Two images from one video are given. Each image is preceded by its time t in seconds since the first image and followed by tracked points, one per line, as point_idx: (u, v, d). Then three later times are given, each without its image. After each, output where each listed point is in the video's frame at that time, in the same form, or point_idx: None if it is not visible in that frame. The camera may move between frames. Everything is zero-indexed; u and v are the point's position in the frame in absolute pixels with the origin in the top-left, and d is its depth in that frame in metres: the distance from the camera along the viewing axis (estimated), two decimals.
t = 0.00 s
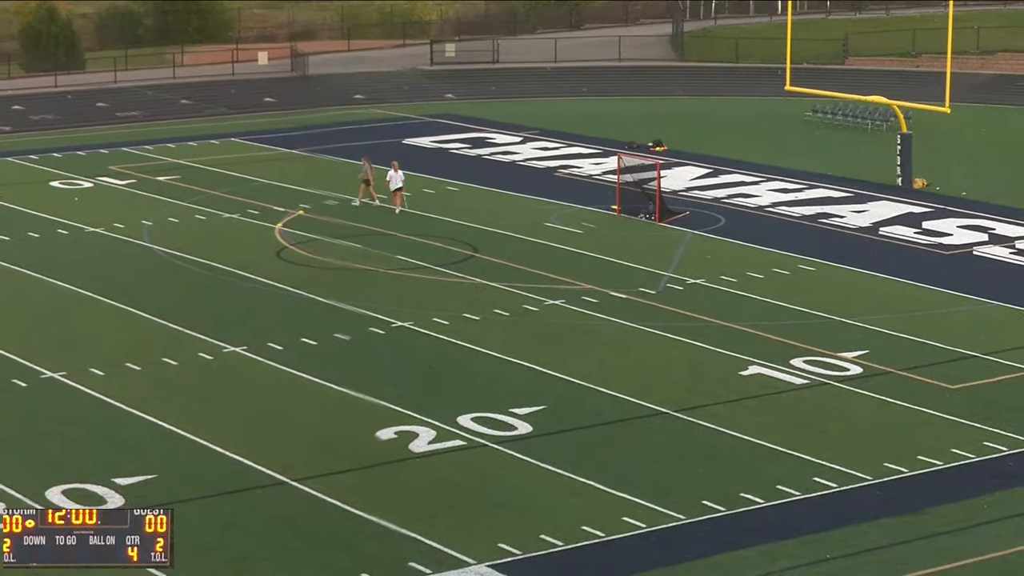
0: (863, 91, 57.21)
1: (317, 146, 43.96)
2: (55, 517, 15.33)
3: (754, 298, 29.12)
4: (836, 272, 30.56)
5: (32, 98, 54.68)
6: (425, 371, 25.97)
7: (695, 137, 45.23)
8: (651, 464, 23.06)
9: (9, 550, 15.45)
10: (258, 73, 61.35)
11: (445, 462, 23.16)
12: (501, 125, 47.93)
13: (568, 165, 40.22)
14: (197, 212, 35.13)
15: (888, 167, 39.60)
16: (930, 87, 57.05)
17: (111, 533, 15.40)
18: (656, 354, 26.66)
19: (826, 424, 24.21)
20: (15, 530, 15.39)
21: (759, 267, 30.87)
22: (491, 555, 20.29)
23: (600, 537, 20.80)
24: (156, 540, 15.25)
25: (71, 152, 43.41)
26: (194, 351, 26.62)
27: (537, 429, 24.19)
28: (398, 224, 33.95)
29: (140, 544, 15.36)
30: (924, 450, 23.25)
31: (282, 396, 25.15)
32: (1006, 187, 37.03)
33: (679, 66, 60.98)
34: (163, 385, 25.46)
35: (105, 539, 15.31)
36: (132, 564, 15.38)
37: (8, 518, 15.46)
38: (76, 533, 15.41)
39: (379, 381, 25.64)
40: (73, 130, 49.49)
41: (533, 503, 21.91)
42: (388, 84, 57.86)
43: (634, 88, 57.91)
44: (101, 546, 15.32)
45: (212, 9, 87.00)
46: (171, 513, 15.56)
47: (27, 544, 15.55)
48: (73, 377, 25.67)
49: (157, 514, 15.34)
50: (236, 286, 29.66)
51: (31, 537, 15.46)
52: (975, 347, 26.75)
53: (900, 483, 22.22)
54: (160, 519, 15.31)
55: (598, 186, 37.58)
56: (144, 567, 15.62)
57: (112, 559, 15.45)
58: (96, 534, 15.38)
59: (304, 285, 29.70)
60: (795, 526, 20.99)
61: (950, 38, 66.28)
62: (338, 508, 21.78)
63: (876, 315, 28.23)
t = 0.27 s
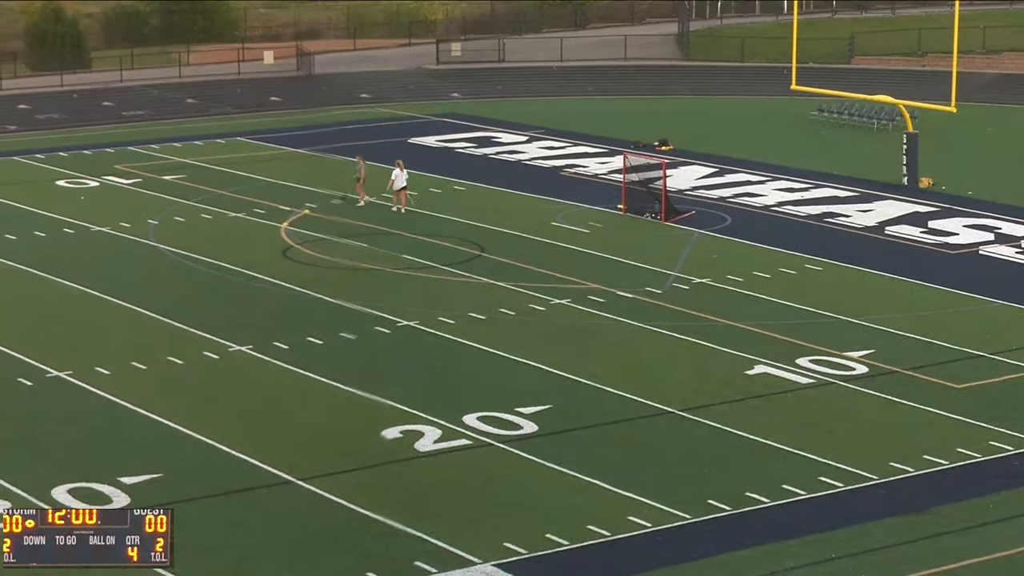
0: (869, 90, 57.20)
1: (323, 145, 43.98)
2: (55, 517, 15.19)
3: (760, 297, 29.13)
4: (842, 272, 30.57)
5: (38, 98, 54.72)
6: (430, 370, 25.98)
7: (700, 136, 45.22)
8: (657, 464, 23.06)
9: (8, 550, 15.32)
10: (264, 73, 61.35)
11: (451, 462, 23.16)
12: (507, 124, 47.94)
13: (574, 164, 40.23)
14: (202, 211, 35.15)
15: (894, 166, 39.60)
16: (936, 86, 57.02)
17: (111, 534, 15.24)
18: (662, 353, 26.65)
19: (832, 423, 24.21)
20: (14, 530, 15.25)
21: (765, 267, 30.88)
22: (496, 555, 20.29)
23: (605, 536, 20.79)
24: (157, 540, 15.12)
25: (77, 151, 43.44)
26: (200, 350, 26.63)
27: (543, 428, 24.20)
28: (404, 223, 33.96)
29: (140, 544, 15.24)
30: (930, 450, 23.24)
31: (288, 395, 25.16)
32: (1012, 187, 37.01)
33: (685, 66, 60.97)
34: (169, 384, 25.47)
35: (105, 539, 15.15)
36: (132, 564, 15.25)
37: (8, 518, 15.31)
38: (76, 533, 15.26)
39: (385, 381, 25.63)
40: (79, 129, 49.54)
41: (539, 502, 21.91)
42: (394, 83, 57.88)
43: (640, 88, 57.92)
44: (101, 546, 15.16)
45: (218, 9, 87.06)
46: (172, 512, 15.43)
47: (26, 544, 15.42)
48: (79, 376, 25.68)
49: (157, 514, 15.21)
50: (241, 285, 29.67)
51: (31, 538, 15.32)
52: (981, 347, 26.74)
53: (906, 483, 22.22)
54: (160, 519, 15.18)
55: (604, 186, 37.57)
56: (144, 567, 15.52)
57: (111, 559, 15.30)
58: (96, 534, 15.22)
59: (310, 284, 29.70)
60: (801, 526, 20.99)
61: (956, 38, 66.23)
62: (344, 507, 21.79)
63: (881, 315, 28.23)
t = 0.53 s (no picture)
0: (877, 88, 57.18)
1: (331, 143, 44.01)
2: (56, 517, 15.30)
3: (769, 296, 29.13)
4: (851, 271, 30.56)
5: (46, 97, 54.80)
6: (439, 369, 26.00)
7: (708, 135, 45.20)
8: (666, 463, 23.07)
9: (8, 550, 15.43)
10: (273, 71, 61.39)
11: (459, 460, 23.18)
12: (516, 123, 47.95)
13: (583, 163, 40.24)
14: (211, 209, 35.18)
15: (903, 166, 39.59)
16: (944, 85, 57.00)
17: (111, 534, 15.42)
18: (671, 352, 26.66)
19: (840, 422, 24.21)
20: (14, 529, 15.36)
21: (773, 266, 30.88)
22: (504, 553, 20.29)
23: (613, 535, 20.80)
24: (157, 540, 15.27)
25: (85, 149, 43.49)
26: (208, 348, 26.64)
27: (551, 427, 24.20)
28: (413, 221, 33.98)
29: (140, 544, 15.39)
30: (939, 449, 23.23)
31: (297, 394, 25.17)
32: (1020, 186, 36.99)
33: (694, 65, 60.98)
34: (177, 382, 25.48)
35: (105, 539, 15.33)
36: (131, 564, 15.42)
37: (8, 518, 15.40)
38: (76, 533, 15.42)
39: (393, 379, 25.65)
40: (88, 127, 49.60)
41: (547, 501, 21.92)
42: (402, 82, 57.92)
43: (648, 86, 57.93)
44: (101, 546, 15.34)
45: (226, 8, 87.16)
46: (171, 512, 15.58)
47: (26, 543, 15.52)
48: (87, 374, 25.70)
49: (157, 514, 15.36)
50: (249, 284, 29.68)
51: (31, 538, 15.42)
52: (990, 346, 26.73)
53: (915, 482, 22.22)
54: (160, 519, 15.32)
55: (612, 184, 37.59)
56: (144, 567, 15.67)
57: (111, 559, 15.48)
58: (96, 534, 15.40)
59: (319, 283, 29.72)
60: (809, 525, 20.99)
61: (965, 37, 66.19)
62: (352, 506, 21.80)
63: (890, 314, 28.22)
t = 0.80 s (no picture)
0: (888, 87, 57.12)
1: (342, 142, 44.02)
2: (56, 517, 15.52)
3: (780, 295, 29.11)
4: (861, 269, 30.54)
5: (57, 95, 54.87)
6: (449, 367, 26.01)
7: (718, 134, 45.18)
8: (676, 461, 23.05)
9: (8, 550, 15.66)
10: (284, 70, 61.44)
11: (470, 459, 23.18)
12: (526, 121, 47.95)
13: (593, 162, 40.23)
14: (222, 208, 35.18)
15: (913, 164, 39.55)
16: (955, 84, 56.95)
17: (111, 534, 15.65)
18: (682, 351, 26.66)
19: (851, 421, 24.18)
20: (14, 530, 15.59)
21: (784, 264, 30.86)
22: (515, 552, 20.29)
23: (623, 534, 20.80)
24: (157, 540, 15.51)
25: (96, 148, 43.51)
26: (218, 347, 26.64)
27: (562, 425, 24.19)
28: (424, 220, 33.97)
29: (140, 544, 15.63)
30: (950, 448, 23.21)
31: (307, 393, 25.15)
32: None
33: (705, 63, 60.95)
34: (187, 381, 25.47)
35: (105, 539, 15.56)
36: (132, 564, 15.65)
37: (9, 518, 15.67)
38: (76, 534, 15.66)
39: (403, 377, 25.66)
40: (99, 126, 49.65)
41: (557, 499, 21.91)
42: (413, 81, 57.95)
43: (659, 85, 57.92)
44: (101, 546, 15.58)
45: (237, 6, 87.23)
46: (171, 514, 15.84)
47: (26, 544, 15.77)
48: (98, 373, 25.70)
49: (157, 514, 15.59)
50: (260, 282, 29.68)
51: (31, 538, 15.66)
52: (1001, 344, 26.71)
53: (926, 481, 22.20)
54: (160, 519, 15.56)
55: (623, 183, 37.59)
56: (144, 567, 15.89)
57: (111, 559, 15.73)
58: (95, 534, 15.64)
59: (329, 281, 29.73)
60: (820, 524, 20.97)
61: (976, 35, 66.13)
62: (362, 504, 21.80)
63: (901, 313, 28.18)
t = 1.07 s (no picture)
0: (901, 85, 57.05)
1: (355, 140, 44.03)
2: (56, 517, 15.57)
3: (792, 294, 29.10)
4: (874, 268, 30.51)
5: (70, 93, 54.94)
6: (462, 365, 26.01)
7: (731, 132, 45.15)
8: (688, 460, 23.06)
9: (8, 550, 15.70)
10: (297, 68, 61.47)
11: (482, 457, 23.18)
12: (538, 120, 47.94)
13: (606, 160, 40.21)
14: (234, 206, 35.20)
15: (926, 163, 39.51)
16: (968, 82, 56.85)
17: (111, 534, 15.68)
18: (695, 349, 26.65)
19: (864, 420, 24.17)
20: (14, 530, 15.62)
21: (797, 263, 30.84)
22: (526, 550, 20.30)
23: (636, 533, 20.80)
24: (157, 540, 15.53)
25: (109, 146, 43.55)
26: (231, 345, 26.65)
27: (574, 424, 24.20)
28: (437, 218, 33.98)
29: (140, 544, 15.65)
30: (963, 448, 23.19)
31: (320, 391, 25.16)
32: None
33: (718, 62, 60.90)
34: (200, 379, 25.50)
35: (105, 539, 15.59)
36: (131, 564, 15.66)
37: (8, 518, 15.67)
38: (76, 534, 15.69)
39: (416, 376, 25.66)
40: (112, 124, 49.69)
41: (569, 497, 21.92)
42: (426, 79, 57.96)
43: (672, 83, 57.88)
44: (101, 546, 15.62)
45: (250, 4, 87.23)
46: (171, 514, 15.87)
47: (26, 544, 15.80)
48: (111, 370, 25.72)
49: (157, 514, 15.64)
50: (273, 280, 29.69)
51: (31, 538, 15.69)
52: (1014, 344, 26.67)
53: (939, 480, 22.18)
54: (160, 519, 15.60)
55: (635, 181, 37.58)
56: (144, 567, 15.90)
57: (111, 559, 15.75)
58: (96, 534, 15.67)
59: (342, 280, 29.73)
60: (832, 523, 20.97)
61: (990, 34, 66.00)
62: (375, 502, 21.82)
63: (914, 312, 28.16)
